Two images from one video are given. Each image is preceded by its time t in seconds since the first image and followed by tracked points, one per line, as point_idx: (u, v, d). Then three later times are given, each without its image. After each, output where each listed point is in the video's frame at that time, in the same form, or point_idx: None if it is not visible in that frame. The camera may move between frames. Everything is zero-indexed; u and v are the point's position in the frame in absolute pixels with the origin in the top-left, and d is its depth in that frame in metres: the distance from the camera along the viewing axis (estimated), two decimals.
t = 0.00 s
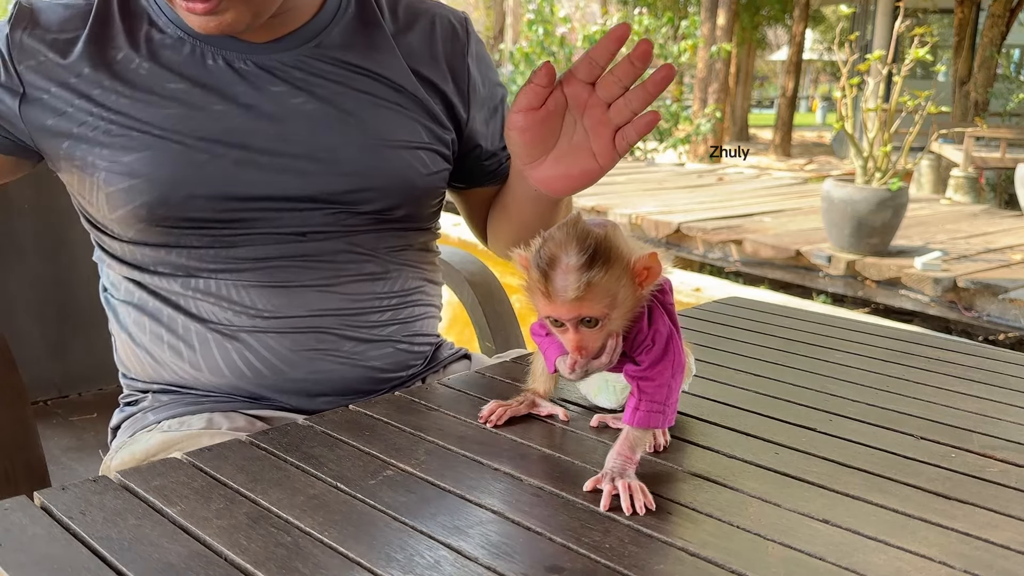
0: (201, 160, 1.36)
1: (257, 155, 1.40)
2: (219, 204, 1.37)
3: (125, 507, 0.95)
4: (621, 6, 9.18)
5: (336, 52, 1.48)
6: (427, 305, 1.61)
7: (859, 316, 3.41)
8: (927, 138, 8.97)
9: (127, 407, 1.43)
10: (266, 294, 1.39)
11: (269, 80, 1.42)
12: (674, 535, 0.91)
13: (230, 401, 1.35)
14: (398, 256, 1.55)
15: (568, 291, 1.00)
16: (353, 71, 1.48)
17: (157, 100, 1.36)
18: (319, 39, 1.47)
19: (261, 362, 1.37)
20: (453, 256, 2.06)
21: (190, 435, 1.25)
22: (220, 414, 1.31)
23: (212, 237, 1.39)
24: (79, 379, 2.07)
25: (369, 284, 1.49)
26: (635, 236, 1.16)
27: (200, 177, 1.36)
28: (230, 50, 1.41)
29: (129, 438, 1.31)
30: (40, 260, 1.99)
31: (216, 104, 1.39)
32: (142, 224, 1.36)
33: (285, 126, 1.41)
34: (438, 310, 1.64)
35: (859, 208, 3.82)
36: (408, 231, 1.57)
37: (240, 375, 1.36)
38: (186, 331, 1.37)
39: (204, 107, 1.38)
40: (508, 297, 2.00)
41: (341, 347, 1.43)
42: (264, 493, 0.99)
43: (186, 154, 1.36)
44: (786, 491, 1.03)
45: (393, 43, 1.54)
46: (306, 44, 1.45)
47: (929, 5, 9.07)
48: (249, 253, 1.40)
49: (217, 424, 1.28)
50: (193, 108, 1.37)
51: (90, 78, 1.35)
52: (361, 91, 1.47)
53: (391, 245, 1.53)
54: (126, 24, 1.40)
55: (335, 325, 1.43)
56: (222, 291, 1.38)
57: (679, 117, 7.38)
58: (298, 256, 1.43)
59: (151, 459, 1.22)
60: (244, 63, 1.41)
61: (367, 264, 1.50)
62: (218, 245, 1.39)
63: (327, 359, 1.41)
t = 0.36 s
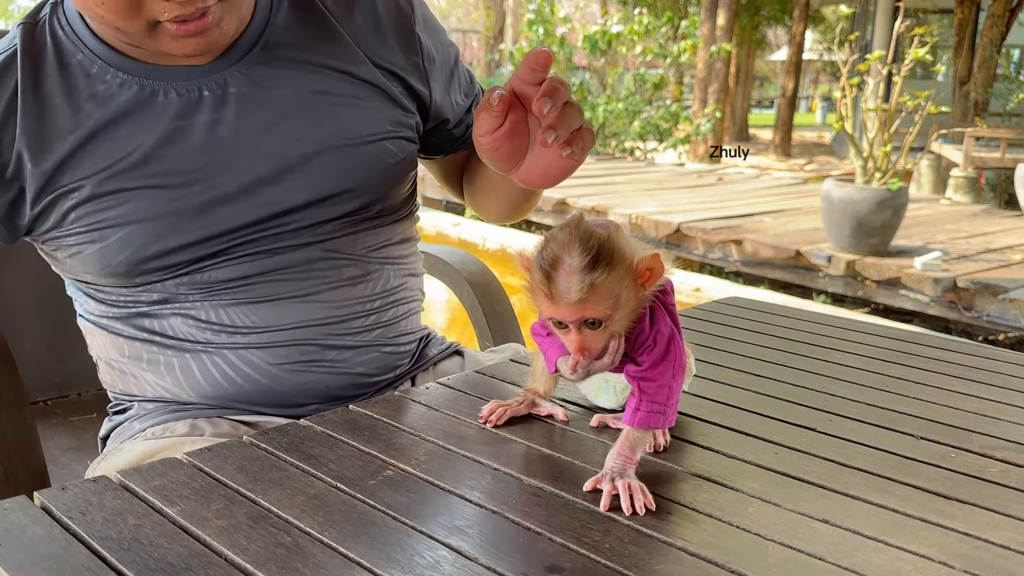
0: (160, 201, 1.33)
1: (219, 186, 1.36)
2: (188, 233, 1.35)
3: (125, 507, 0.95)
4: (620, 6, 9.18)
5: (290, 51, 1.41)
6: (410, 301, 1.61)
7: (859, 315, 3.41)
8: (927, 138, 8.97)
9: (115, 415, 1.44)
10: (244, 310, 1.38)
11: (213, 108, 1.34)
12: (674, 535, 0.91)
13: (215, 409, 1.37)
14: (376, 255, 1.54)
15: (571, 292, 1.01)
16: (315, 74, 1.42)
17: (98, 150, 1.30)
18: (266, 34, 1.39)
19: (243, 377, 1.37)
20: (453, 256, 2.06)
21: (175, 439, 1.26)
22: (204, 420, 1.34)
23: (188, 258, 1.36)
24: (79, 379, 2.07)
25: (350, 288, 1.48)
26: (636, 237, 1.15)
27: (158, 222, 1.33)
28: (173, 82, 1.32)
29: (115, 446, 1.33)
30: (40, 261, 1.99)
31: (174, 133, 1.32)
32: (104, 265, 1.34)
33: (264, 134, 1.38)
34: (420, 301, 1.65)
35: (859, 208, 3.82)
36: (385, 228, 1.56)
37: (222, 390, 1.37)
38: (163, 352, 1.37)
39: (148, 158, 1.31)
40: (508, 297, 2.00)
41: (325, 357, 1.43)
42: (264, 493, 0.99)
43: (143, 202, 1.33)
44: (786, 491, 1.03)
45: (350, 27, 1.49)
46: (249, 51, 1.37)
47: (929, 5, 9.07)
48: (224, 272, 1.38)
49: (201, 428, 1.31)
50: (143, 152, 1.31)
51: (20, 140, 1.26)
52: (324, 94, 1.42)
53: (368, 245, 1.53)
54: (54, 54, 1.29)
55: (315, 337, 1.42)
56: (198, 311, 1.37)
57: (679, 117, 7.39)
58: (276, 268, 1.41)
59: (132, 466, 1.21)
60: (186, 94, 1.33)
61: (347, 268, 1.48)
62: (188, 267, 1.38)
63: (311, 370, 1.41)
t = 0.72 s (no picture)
0: (145, 215, 1.34)
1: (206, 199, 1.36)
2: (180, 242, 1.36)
3: (125, 507, 0.95)
4: (621, 6, 9.18)
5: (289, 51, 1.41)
6: (405, 301, 1.60)
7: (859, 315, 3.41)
8: (927, 138, 8.97)
9: (112, 417, 1.44)
10: (237, 317, 1.38)
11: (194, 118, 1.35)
12: (674, 535, 0.91)
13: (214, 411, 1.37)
14: (369, 257, 1.52)
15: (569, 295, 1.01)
16: (298, 77, 1.42)
17: (81, 165, 1.31)
18: (246, 37, 1.39)
19: (238, 383, 1.37)
20: (453, 257, 2.06)
21: (174, 442, 1.26)
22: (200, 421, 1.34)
23: (179, 264, 1.37)
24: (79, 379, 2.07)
25: (343, 291, 1.47)
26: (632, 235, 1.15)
27: (142, 235, 1.34)
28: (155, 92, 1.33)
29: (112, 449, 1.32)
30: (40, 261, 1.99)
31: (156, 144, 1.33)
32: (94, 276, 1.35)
33: (263, 134, 1.38)
34: (414, 301, 1.64)
35: (859, 208, 3.82)
36: (375, 229, 1.54)
37: (217, 394, 1.38)
38: (156, 359, 1.38)
39: (130, 172, 1.32)
40: (508, 297, 2.00)
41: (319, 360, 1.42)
42: (264, 493, 0.99)
43: (127, 215, 1.34)
44: (786, 491, 1.03)
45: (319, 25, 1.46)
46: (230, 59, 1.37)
47: (928, 5, 9.07)
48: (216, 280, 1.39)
49: (198, 429, 1.31)
50: (126, 164, 1.32)
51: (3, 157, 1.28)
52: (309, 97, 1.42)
53: (359, 247, 1.51)
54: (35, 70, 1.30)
55: (308, 343, 1.42)
56: (191, 318, 1.38)
57: (680, 117, 7.39)
58: (267, 274, 1.41)
59: (132, 466, 1.21)
60: (166, 106, 1.33)
61: (339, 272, 1.47)
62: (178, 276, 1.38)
63: (305, 374, 1.40)
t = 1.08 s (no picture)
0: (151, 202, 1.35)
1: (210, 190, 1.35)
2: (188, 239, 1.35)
3: (125, 507, 0.95)
4: (620, 6, 9.18)
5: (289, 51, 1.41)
6: (418, 309, 1.57)
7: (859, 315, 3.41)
8: (927, 138, 8.97)
9: (120, 412, 1.46)
10: (246, 314, 1.38)
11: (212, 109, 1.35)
12: (674, 535, 0.91)
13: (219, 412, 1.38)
14: (384, 264, 1.49)
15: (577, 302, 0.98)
16: (310, 73, 1.38)
17: (93, 146, 1.33)
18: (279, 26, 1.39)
19: (244, 382, 1.37)
20: (453, 257, 2.06)
21: (176, 442, 1.27)
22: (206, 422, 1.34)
23: (187, 262, 1.37)
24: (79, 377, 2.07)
25: (356, 297, 1.45)
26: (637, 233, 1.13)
27: (147, 222, 1.35)
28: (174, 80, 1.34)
29: (116, 446, 1.34)
30: (41, 261, 1.99)
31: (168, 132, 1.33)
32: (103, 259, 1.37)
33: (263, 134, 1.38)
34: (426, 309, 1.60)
35: (859, 208, 3.82)
36: (394, 236, 1.50)
37: (222, 393, 1.37)
38: (166, 351, 1.39)
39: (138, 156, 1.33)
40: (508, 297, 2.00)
41: (326, 365, 1.40)
42: (264, 493, 0.99)
43: (134, 200, 1.35)
44: (786, 491, 1.03)
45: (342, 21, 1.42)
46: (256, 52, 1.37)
47: (929, 5, 9.06)
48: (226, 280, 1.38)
49: (203, 430, 1.31)
50: (137, 149, 1.33)
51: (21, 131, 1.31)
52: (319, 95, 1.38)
53: (374, 254, 1.47)
54: (66, 51, 1.34)
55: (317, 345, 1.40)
56: (203, 315, 1.38)
57: (680, 117, 7.39)
58: (279, 274, 1.40)
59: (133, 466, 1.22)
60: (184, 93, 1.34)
61: (352, 277, 1.44)
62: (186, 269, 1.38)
63: (310, 378, 1.39)
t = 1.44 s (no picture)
0: (179, 191, 1.33)
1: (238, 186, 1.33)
2: (212, 239, 1.34)
3: (125, 507, 0.95)
4: (620, 7, 9.18)
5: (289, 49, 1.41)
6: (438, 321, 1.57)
7: (859, 315, 3.41)
8: (927, 138, 8.97)
9: (127, 411, 1.45)
10: (268, 321, 1.37)
11: (255, 104, 1.32)
12: (674, 535, 0.91)
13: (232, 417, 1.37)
14: (409, 276, 1.49)
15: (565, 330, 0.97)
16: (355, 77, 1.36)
17: (125, 130, 1.30)
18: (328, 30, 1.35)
19: (260, 389, 1.37)
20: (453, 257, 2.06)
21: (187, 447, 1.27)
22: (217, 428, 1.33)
23: (211, 261, 1.36)
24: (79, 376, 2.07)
25: (379, 308, 1.45)
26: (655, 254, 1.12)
27: (173, 213, 1.33)
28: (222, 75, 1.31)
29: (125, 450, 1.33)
30: (41, 261, 1.99)
31: (208, 125, 1.31)
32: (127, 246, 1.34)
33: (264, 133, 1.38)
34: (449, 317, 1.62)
35: (859, 208, 3.82)
36: (421, 249, 1.51)
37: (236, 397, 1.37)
38: (182, 352, 1.37)
39: (169, 145, 1.31)
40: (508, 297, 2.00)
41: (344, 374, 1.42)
42: (264, 493, 0.99)
43: (162, 189, 1.32)
44: (786, 491, 1.03)
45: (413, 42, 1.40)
46: (307, 49, 1.34)
47: (929, 5, 9.07)
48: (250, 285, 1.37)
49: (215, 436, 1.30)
50: (169, 144, 1.31)
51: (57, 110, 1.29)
52: (361, 97, 1.35)
53: (401, 265, 1.48)
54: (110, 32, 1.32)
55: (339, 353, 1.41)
56: (224, 317, 1.37)
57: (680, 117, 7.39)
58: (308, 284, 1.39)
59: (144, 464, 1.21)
60: (226, 87, 1.31)
61: (377, 289, 1.44)
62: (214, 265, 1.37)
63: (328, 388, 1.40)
